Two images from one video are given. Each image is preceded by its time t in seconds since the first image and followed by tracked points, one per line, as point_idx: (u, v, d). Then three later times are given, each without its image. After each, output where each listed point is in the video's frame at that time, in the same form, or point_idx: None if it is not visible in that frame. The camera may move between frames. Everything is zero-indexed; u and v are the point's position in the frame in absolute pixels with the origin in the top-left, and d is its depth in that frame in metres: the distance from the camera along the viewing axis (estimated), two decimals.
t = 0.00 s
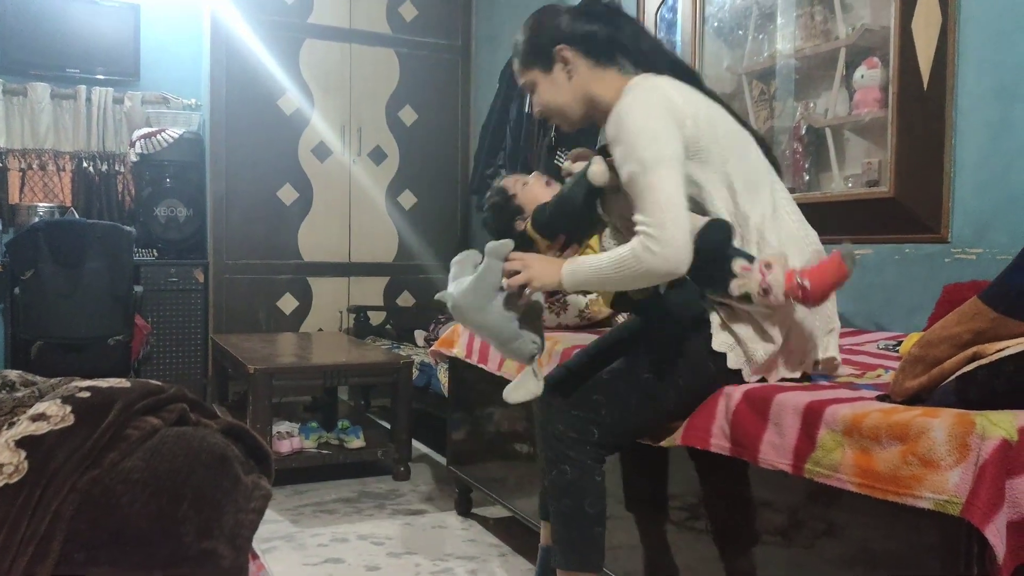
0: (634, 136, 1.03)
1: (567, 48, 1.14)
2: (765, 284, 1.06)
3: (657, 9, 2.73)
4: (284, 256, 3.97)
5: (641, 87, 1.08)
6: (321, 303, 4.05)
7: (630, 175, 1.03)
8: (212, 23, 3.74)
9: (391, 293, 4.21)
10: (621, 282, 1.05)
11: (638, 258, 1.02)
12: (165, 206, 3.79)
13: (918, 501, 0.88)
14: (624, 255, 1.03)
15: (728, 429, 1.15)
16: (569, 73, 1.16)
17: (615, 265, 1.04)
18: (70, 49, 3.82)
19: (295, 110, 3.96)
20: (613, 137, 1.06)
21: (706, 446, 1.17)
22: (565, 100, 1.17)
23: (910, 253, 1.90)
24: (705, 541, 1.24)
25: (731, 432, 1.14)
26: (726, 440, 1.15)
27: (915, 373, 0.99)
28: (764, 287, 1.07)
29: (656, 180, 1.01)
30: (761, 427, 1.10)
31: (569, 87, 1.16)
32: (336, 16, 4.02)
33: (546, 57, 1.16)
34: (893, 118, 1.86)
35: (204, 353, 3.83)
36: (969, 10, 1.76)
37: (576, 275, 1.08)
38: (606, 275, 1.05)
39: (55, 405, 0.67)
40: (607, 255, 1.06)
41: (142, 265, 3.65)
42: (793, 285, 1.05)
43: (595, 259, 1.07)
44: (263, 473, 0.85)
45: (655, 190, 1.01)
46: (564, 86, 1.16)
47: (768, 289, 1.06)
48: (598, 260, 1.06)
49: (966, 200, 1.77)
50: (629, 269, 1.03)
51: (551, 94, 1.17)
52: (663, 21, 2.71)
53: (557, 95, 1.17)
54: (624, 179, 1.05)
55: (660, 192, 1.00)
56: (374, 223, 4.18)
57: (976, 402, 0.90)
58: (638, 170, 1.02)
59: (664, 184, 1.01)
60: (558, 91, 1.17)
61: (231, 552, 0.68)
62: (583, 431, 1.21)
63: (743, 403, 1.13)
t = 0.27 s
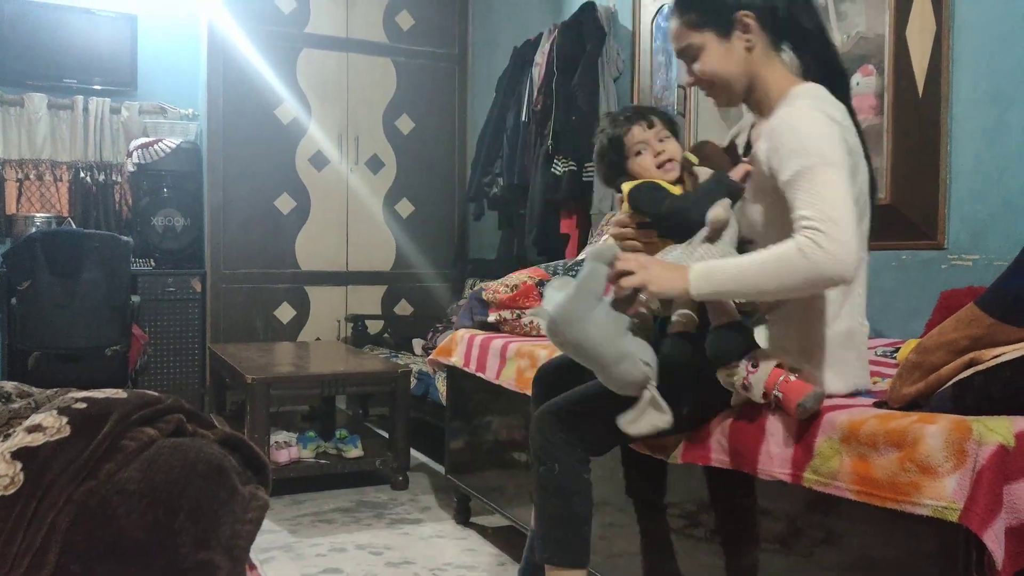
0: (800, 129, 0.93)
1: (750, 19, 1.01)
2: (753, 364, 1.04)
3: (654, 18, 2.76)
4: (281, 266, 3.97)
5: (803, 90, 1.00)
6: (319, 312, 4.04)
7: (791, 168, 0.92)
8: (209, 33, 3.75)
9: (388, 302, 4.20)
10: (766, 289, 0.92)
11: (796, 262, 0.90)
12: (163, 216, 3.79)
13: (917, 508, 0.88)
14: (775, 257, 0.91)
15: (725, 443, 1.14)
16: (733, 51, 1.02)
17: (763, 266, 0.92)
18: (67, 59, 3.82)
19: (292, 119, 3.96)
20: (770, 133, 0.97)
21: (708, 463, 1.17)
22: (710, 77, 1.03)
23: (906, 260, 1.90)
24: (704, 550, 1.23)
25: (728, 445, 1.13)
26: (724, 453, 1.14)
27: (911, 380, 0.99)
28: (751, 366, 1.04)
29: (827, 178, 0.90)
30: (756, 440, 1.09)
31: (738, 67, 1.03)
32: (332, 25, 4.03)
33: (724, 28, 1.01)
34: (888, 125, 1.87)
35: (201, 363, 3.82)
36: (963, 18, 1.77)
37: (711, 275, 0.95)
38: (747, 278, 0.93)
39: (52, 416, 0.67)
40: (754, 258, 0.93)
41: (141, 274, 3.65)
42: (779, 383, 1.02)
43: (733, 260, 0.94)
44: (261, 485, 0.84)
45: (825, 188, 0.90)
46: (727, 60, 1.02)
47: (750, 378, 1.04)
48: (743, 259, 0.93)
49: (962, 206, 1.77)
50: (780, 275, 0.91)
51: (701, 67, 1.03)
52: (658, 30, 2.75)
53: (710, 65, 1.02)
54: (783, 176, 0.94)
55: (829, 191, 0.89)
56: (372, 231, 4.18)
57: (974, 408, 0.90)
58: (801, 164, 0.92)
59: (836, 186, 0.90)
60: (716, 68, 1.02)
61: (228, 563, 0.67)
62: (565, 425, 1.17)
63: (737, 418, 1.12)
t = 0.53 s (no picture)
0: (920, 219, 0.93)
1: (881, 56, 1.04)
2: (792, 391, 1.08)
3: (650, 25, 2.77)
4: (279, 274, 3.97)
5: (916, 167, 1.00)
6: (317, 319, 4.04)
7: (909, 256, 0.93)
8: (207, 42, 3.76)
9: (386, 309, 4.20)
10: (885, 380, 0.93)
11: (917, 358, 0.90)
12: (162, 224, 3.79)
13: (916, 513, 0.87)
14: (895, 350, 0.92)
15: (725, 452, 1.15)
16: (856, 83, 1.05)
17: (882, 360, 0.93)
18: (65, 68, 3.83)
19: (290, 127, 3.97)
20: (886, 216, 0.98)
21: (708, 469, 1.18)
22: (822, 109, 1.07)
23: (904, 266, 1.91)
24: (704, 557, 1.23)
25: (729, 452, 1.14)
26: (725, 461, 1.15)
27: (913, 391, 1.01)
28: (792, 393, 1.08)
29: (948, 269, 0.90)
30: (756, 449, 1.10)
31: (856, 102, 1.06)
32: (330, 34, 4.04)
33: (852, 62, 1.04)
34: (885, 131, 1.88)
35: (199, 371, 3.81)
36: (958, 25, 1.78)
37: (825, 360, 0.95)
38: (865, 371, 0.93)
39: (50, 424, 0.67)
40: (873, 348, 0.94)
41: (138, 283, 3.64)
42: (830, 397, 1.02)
43: (851, 349, 0.95)
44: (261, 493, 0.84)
45: (946, 279, 0.90)
46: (848, 95, 1.06)
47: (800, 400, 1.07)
48: (861, 349, 0.94)
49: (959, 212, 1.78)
50: (900, 368, 0.91)
51: (806, 95, 1.08)
52: (656, 37, 2.77)
53: (825, 96, 1.06)
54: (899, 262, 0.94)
55: (948, 283, 0.90)
56: (370, 239, 4.18)
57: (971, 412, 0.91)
58: (919, 252, 0.92)
59: (958, 276, 0.90)
60: (832, 99, 1.06)
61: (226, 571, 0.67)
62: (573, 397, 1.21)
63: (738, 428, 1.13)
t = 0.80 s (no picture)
0: (947, 260, 0.96)
1: (921, 94, 1.08)
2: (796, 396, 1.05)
3: (648, 30, 2.78)
4: (278, 278, 3.97)
5: (954, 199, 1.00)
6: (316, 324, 4.04)
7: (922, 293, 0.98)
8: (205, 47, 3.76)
9: (385, 313, 4.21)
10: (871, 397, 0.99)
11: (905, 387, 0.97)
12: (160, 228, 3.79)
13: (914, 517, 0.88)
14: (889, 376, 0.98)
15: (722, 455, 1.15)
16: (893, 117, 1.12)
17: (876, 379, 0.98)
18: (64, 73, 3.83)
19: (288, 132, 3.97)
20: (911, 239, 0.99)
21: (704, 473, 1.17)
22: (862, 135, 1.16)
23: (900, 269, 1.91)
24: (701, 560, 1.23)
25: (727, 456, 1.14)
26: (722, 465, 1.15)
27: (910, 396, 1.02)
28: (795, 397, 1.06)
29: (954, 319, 0.96)
30: (756, 453, 1.10)
31: (893, 134, 1.13)
32: (328, 38, 4.05)
33: (891, 95, 1.10)
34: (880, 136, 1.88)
35: (198, 375, 3.81)
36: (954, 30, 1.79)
37: (831, 367, 0.99)
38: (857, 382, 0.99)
39: (50, 428, 0.67)
40: (870, 361, 1.00)
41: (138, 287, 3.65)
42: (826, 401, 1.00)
43: (854, 360, 1.00)
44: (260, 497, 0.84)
45: (947, 331, 0.96)
46: (882, 125, 1.13)
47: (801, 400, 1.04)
48: (860, 363, 0.99)
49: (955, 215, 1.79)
50: (888, 392, 0.98)
51: (857, 118, 1.15)
52: (653, 41, 2.77)
53: (863, 121, 1.15)
54: (912, 290, 0.99)
55: (947, 331, 0.97)
56: (368, 244, 4.18)
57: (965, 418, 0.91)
58: (931, 294, 0.97)
59: (960, 330, 0.96)
60: (867, 125, 1.14)
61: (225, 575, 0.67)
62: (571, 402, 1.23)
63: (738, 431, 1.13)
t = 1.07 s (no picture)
0: (970, 301, 0.90)
1: (948, 113, 1.01)
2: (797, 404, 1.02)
3: (649, 36, 2.78)
4: (280, 283, 3.97)
5: (982, 232, 0.94)
6: (318, 330, 4.05)
7: (940, 330, 0.94)
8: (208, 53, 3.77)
9: (387, 319, 4.21)
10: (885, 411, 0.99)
11: (918, 409, 0.97)
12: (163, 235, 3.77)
13: (916, 523, 0.88)
14: (905, 396, 0.97)
15: (727, 460, 1.16)
16: (915, 134, 1.05)
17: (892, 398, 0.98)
18: (67, 80, 3.85)
19: (291, 138, 3.98)
20: (932, 273, 0.93)
21: (708, 478, 1.19)
22: (890, 148, 1.09)
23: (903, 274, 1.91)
24: (704, 566, 1.23)
25: (730, 463, 1.15)
26: (725, 471, 1.16)
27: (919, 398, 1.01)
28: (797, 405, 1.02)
29: (972, 355, 0.93)
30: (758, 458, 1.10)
31: (919, 152, 1.06)
32: (331, 45, 4.06)
33: (918, 110, 1.03)
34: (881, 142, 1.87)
35: (200, 381, 3.81)
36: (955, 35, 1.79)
37: (848, 379, 0.98)
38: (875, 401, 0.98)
39: (52, 433, 0.67)
40: (888, 379, 0.98)
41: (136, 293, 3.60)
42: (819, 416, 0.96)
43: (872, 377, 0.98)
44: (262, 502, 0.85)
45: (965, 364, 0.94)
46: (910, 143, 1.06)
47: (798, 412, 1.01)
48: (880, 381, 0.98)
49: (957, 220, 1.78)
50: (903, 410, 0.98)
51: (881, 129, 1.09)
52: (655, 47, 2.78)
53: (889, 133, 1.07)
54: (934, 325, 0.95)
55: (963, 365, 0.95)
56: (370, 249, 4.19)
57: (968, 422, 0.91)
58: (949, 331, 0.93)
59: (978, 363, 0.94)
60: (891, 141, 1.08)
61: None
62: (571, 398, 1.31)
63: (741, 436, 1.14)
